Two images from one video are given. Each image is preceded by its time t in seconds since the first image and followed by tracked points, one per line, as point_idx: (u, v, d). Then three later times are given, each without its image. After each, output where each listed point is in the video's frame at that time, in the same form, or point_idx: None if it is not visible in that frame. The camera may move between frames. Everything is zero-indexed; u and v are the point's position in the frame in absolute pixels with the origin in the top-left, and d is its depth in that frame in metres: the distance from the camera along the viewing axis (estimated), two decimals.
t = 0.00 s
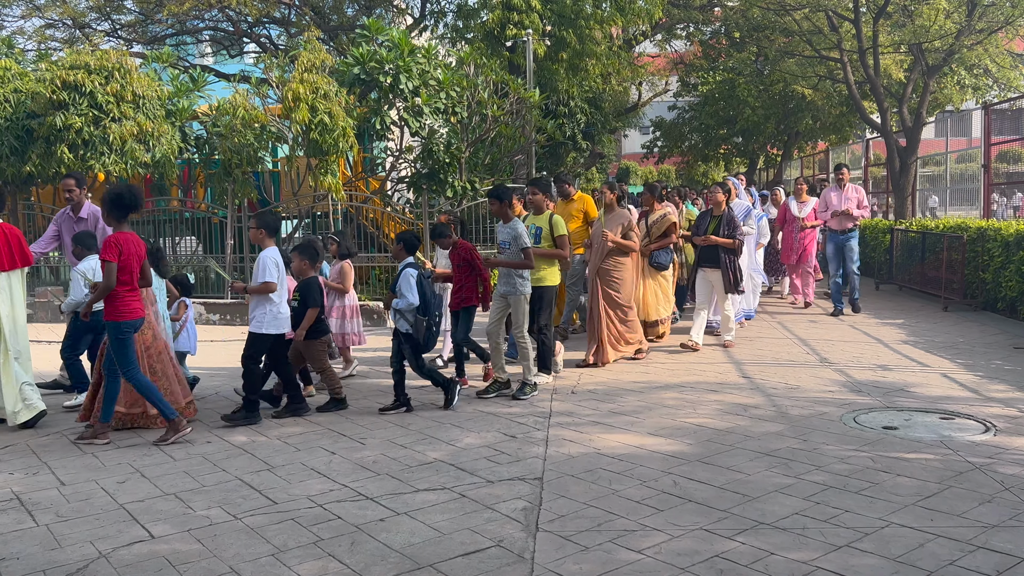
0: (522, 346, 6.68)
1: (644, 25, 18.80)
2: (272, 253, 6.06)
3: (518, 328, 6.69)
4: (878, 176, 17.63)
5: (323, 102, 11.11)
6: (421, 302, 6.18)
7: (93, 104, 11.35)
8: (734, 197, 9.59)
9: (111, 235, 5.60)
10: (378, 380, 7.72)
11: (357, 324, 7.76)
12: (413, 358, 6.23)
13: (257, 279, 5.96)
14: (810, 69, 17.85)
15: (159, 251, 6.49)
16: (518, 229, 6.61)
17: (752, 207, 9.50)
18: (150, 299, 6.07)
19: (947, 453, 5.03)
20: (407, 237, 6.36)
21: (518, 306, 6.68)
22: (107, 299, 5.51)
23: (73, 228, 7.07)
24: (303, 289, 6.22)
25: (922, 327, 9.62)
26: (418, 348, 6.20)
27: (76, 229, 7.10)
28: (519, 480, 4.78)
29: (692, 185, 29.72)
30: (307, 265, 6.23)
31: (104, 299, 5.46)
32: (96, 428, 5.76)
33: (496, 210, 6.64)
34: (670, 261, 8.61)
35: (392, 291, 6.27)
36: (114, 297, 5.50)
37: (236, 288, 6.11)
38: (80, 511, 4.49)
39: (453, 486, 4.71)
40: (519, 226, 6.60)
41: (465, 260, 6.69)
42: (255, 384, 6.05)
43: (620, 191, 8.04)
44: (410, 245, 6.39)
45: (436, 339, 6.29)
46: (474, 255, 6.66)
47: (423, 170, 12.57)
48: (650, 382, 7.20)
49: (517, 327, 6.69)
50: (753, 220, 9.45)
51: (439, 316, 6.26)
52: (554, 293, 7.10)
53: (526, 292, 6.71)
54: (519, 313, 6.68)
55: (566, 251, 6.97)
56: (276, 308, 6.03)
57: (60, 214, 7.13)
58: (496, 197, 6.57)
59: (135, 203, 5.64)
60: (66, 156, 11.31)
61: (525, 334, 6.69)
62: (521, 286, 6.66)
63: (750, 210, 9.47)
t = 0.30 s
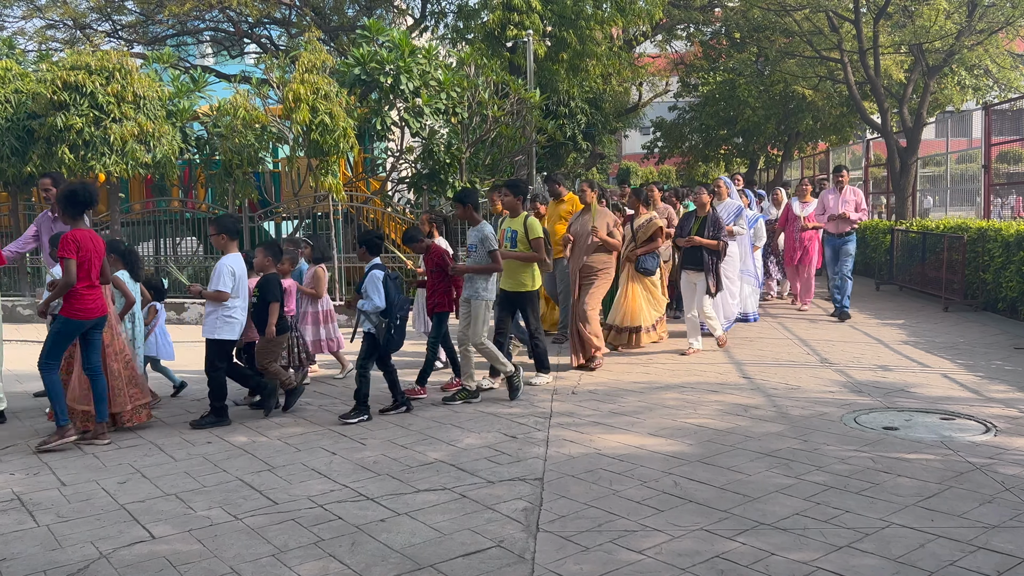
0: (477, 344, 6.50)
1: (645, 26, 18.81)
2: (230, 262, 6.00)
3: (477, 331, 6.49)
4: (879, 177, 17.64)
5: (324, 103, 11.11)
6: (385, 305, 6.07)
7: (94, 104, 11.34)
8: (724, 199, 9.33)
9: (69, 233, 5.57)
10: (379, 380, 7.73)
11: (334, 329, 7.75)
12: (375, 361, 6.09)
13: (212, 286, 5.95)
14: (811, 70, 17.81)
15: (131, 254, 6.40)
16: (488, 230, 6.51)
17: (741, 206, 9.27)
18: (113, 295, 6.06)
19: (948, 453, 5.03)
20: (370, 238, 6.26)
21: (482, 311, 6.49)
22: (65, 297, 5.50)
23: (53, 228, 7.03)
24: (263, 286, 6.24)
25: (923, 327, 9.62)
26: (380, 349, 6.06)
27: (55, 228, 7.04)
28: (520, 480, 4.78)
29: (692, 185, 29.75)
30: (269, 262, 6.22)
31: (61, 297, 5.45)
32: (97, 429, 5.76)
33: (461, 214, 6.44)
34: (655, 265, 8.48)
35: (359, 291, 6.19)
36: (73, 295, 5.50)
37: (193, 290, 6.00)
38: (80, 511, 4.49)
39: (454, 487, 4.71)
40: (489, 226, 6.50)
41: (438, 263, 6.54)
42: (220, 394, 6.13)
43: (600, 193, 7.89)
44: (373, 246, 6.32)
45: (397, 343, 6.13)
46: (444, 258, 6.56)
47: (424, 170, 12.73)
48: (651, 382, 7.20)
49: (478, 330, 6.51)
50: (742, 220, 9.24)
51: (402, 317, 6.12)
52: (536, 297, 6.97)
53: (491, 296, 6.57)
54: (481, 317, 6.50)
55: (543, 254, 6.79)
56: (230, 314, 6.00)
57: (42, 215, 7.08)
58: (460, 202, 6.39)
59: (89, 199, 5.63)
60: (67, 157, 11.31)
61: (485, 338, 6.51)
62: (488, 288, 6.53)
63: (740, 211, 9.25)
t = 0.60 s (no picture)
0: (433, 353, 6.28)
1: (645, 26, 18.82)
2: (191, 262, 6.09)
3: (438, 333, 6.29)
4: (879, 177, 17.65)
5: (324, 103, 11.11)
6: (345, 307, 5.98)
7: (94, 105, 11.35)
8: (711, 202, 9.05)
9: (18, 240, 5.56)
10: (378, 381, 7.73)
11: (307, 327, 7.70)
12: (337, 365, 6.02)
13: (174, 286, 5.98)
14: (812, 70, 17.73)
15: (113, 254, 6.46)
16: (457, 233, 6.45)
17: (730, 210, 9.02)
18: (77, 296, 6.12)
19: (948, 454, 5.02)
20: (331, 241, 6.25)
21: (446, 314, 6.35)
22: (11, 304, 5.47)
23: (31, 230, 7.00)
24: (226, 290, 6.30)
25: (923, 328, 9.61)
26: (340, 354, 5.99)
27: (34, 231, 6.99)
28: (520, 481, 4.79)
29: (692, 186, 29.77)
30: (231, 267, 6.31)
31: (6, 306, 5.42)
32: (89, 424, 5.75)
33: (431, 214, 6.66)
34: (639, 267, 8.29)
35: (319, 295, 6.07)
36: (20, 303, 5.47)
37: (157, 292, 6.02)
38: (81, 511, 4.49)
39: (453, 487, 4.71)
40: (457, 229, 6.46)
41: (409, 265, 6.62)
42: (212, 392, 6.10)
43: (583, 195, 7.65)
44: (333, 249, 6.28)
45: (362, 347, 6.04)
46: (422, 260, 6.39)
47: (424, 170, 12.77)
48: (651, 382, 7.19)
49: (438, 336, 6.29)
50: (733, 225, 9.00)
51: (363, 321, 6.01)
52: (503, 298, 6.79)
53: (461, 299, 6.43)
54: (446, 319, 6.34)
55: (510, 258, 6.55)
56: (193, 315, 6.04)
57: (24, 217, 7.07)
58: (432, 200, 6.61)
59: (39, 207, 5.65)
60: (67, 157, 11.31)
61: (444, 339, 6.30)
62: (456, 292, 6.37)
63: (730, 215, 9.00)
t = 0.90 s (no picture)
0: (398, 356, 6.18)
1: (644, 27, 18.81)
2: (158, 260, 6.11)
3: (399, 338, 6.17)
4: (879, 177, 17.66)
5: (324, 103, 11.10)
6: (300, 311, 5.88)
7: (94, 105, 11.34)
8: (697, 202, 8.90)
9: None
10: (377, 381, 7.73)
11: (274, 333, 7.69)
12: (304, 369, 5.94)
13: (142, 286, 5.99)
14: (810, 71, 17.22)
15: (83, 257, 6.39)
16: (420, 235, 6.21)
17: (716, 209, 8.96)
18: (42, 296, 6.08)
19: (948, 455, 5.02)
20: (290, 247, 6.15)
21: (408, 318, 6.17)
22: None
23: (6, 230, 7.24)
24: (186, 292, 6.22)
25: (922, 328, 9.61)
26: (305, 358, 5.92)
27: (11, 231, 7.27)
28: (520, 481, 4.79)
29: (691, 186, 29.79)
30: (192, 268, 6.19)
31: None
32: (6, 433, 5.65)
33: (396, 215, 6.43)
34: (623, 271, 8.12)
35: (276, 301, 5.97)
36: None
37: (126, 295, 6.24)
38: (80, 512, 4.50)
39: (453, 488, 4.71)
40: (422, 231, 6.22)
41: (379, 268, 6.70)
42: (142, 383, 6.08)
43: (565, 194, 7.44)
44: (293, 255, 6.18)
45: (326, 348, 5.93)
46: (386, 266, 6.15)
47: (423, 170, 12.74)
48: (651, 383, 7.18)
49: (404, 341, 6.16)
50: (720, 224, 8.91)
51: (322, 321, 5.89)
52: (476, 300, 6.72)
53: (422, 304, 6.22)
54: (406, 326, 6.17)
55: (484, 258, 6.50)
56: (158, 315, 6.10)
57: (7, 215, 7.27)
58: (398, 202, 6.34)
59: None
60: (67, 158, 11.32)
61: (405, 349, 6.18)
62: (421, 294, 6.20)
63: (716, 215, 8.93)
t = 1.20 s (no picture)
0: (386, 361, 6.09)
1: (643, 27, 18.80)
2: (113, 268, 5.88)
3: (380, 343, 6.10)
4: (878, 178, 17.67)
5: (323, 103, 11.09)
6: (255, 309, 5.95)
7: (92, 106, 11.33)
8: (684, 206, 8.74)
9: None
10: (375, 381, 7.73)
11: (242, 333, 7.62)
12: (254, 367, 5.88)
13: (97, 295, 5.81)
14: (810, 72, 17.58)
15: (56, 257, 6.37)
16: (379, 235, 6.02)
17: (704, 214, 8.73)
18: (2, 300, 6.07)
19: (947, 455, 5.02)
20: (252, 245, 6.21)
21: (381, 324, 6.06)
22: None
23: None
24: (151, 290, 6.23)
25: (921, 329, 9.61)
26: (253, 357, 5.84)
27: None
28: (519, 482, 4.78)
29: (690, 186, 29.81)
30: (158, 267, 6.18)
31: None
32: None
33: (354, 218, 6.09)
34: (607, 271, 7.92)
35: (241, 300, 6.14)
36: None
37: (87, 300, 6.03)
38: (80, 512, 4.50)
39: (453, 488, 4.71)
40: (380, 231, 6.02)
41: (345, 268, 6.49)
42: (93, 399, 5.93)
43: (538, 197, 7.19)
44: (256, 250, 6.31)
45: (274, 350, 5.83)
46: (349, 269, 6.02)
47: (423, 172, 12.81)
48: (651, 383, 7.18)
49: (383, 348, 6.08)
50: (707, 227, 8.64)
51: (272, 321, 5.87)
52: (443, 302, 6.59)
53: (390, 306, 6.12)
54: (381, 332, 6.07)
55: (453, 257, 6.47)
56: (117, 324, 5.88)
57: None
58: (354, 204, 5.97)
59: None
60: (66, 159, 11.31)
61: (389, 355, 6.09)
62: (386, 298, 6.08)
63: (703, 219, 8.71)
